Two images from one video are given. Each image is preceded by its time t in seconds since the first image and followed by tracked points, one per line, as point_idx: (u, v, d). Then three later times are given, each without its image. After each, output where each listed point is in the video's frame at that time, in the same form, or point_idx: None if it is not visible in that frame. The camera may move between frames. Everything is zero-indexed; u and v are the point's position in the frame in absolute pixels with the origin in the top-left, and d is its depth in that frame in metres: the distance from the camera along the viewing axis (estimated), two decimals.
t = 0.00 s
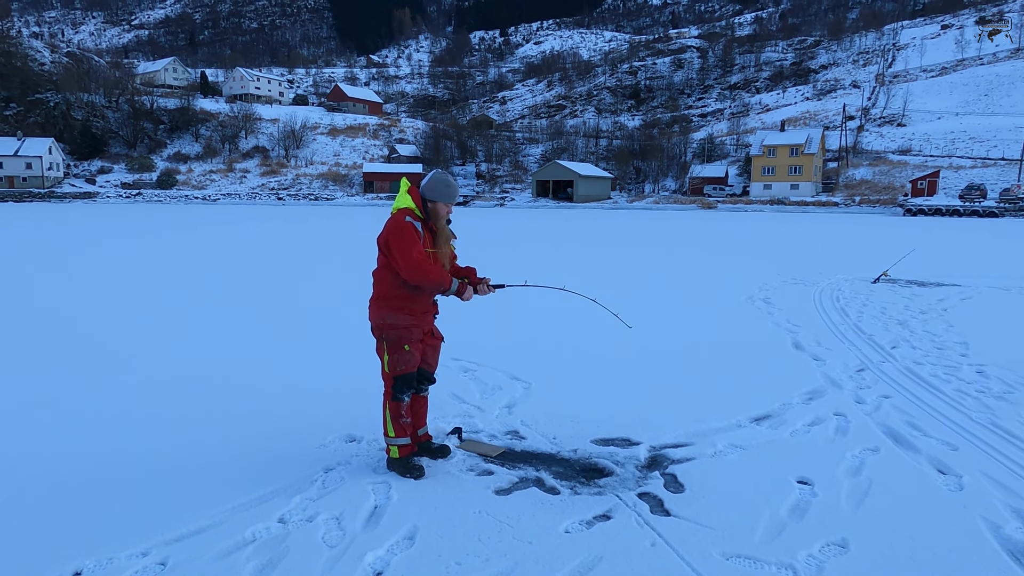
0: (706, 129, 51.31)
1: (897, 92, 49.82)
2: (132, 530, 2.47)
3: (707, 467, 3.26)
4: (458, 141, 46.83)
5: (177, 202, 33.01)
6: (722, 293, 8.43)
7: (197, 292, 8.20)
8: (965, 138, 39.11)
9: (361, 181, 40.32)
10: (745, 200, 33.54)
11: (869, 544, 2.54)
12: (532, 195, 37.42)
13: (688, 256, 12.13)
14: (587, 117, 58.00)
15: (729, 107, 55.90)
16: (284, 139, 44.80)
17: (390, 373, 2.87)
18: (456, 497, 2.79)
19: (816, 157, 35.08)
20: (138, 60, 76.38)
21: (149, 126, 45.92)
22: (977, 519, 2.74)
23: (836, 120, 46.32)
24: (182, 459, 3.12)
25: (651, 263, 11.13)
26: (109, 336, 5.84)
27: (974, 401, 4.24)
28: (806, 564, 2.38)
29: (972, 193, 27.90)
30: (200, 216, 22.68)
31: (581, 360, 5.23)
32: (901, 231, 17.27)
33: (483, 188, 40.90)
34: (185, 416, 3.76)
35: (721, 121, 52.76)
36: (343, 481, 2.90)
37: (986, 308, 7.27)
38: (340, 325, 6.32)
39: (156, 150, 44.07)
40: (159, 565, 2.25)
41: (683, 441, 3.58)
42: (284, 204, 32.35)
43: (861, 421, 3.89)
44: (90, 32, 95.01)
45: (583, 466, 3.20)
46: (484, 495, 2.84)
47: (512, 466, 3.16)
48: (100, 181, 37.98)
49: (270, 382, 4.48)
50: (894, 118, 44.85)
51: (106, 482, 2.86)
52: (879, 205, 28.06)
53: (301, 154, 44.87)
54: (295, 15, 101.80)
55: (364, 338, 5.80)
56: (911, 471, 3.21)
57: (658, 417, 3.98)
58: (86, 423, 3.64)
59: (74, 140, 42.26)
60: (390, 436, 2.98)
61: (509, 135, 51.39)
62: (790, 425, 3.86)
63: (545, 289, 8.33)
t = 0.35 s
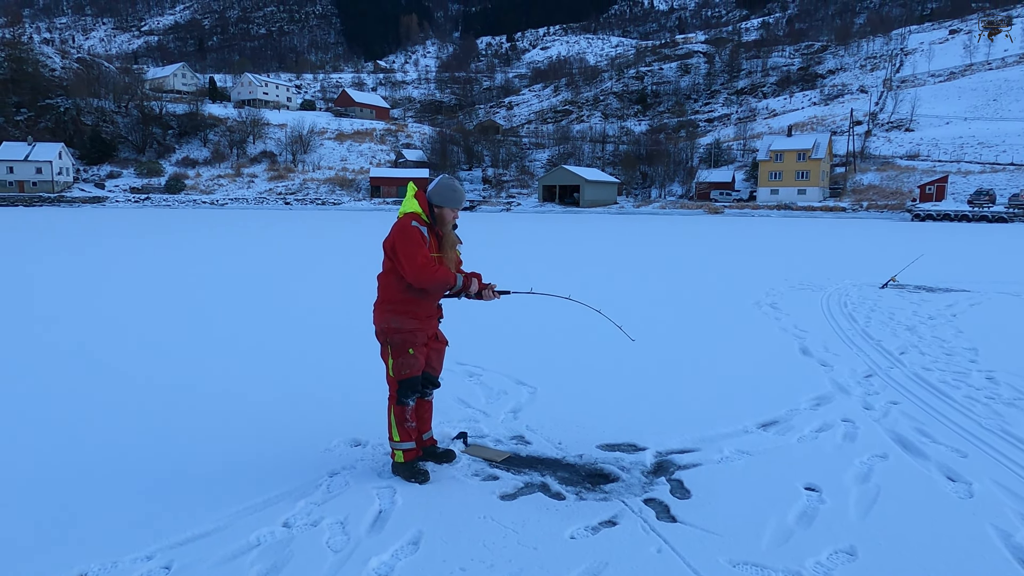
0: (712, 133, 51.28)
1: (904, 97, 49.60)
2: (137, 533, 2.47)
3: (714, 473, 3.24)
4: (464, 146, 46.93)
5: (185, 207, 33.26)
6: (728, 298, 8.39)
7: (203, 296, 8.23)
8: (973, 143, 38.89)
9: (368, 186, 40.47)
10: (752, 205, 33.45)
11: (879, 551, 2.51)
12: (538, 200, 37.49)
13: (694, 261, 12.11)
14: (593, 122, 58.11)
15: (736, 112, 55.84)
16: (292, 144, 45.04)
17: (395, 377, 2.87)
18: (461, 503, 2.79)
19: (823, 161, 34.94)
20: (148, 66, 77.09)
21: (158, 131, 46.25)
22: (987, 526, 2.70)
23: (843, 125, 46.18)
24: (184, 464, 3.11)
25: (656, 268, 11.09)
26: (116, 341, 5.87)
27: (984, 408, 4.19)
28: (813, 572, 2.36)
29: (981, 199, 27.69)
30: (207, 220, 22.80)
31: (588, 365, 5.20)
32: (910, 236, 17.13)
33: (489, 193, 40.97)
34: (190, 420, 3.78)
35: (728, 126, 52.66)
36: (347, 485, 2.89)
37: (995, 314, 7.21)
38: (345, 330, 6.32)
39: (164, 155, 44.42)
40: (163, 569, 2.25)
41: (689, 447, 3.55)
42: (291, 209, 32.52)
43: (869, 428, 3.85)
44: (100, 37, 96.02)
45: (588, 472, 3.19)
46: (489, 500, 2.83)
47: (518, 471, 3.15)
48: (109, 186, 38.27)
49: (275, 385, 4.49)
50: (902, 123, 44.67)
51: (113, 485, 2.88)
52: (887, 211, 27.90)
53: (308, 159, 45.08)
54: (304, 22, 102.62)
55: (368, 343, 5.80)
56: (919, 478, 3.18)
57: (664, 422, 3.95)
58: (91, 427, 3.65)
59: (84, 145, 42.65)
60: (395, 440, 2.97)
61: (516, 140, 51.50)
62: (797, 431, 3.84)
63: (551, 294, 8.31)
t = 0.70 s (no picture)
0: (719, 137, 51.21)
1: (912, 100, 49.42)
2: (139, 539, 2.46)
3: (721, 477, 3.22)
4: (470, 150, 47.00)
5: (193, 211, 33.45)
6: (735, 302, 8.35)
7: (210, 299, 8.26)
8: (981, 147, 38.69)
9: (374, 190, 40.56)
10: (759, 209, 33.33)
11: (887, 559, 2.48)
12: (544, 204, 37.57)
13: (700, 264, 12.08)
14: (599, 126, 58.16)
15: (742, 116, 55.76)
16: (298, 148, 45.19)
17: (401, 381, 2.87)
18: (467, 506, 2.78)
19: (830, 165, 34.86)
20: (156, 70, 77.64)
21: (166, 135, 46.58)
22: (999, 533, 2.67)
23: (850, 129, 46.03)
24: (190, 468, 3.11)
25: (662, 272, 11.07)
26: (122, 344, 5.89)
27: (992, 412, 4.16)
28: None
29: (989, 203, 27.44)
30: (214, 223, 22.88)
31: (594, 368, 5.20)
32: (917, 241, 17.05)
33: (495, 197, 41.00)
34: (196, 422, 3.79)
35: (734, 130, 52.57)
36: (353, 489, 2.88)
37: (1004, 318, 7.15)
38: (351, 334, 6.33)
39: (172, 159, 44.70)
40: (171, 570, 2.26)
41: (697, 452, 3.53)
42: (298, 213, 32.63)
43: (878, 433, 3.82)
44: (109, 43, 96.96)
45: (596, 476, 3.17)
46: (494, 504, 2.82)
47: (523, 476, 3.14)
48: (118, 190, 38.54)
49: (280, 389, 4.50)
50: (909, 127, 44.49)
51: (120, 488, 2.90)
52: (894, 215, 27.75)
53: (315, 163, 45.24)
54: (311, 26, 103.19)
55: (373, 346, 5.83)
56: (928, 483, 3.16)
57: (672, 427, 3.93)
58: (96, 429, 3.66)
59: (92, 149, 42.95)
60: (401, 444, 2.96)
61: (522, 143, 51.57)
62: (806, 436, 3.81)
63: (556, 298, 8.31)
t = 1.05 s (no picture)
0: (724, 139, 51.12)
1: (918, 102, 49.23)
2: (150, 539, 2.48)
3: (728, 480, 3.21)
4: (475, 152, 47.06)
5: (198, 213, 33.60)
6: (739, 304, 8.34)
7: (217, 302, 8.30)
8: (988, 149, 38.48)
9: (378, 192, 40.62)
10: (764, 211, 33.23)
11: (895, 562, 2.46)
12: (549, 206, 37.58)
13: (706, 267, 12.03)
14: (603, 128, 58.14)
15: (747, 118, 55.70)
16: (303, 150, 45.29)
17: (406, 383, 2.87)
18: (473, 510, 2.77)
19: (835, 168, 34.74)
20: (163, 73, 78.12)
21: (172, 138, 46.83)
22: (1007, 538, 2.65)
23: (855, 131, 45.86)
24: (198, 471, 3.12)
25: (667, 275, 11.03)
26: (131, 346, 5.93)
27: (1000, 416, 4.13)
28: None
29: (996, 205, 27.26)
30: (220, 226, 22.98)
31: (599, 371, 5.19)
32: (925, 243, 16.94)
33: (499, 199, 41.01)
34: (203, 424, 3.80)
35: (739, 132, 52.44)
36: (359, 492, 2.88)
37: (1013, 322, 7.08)
38: (358, 336, 6.35)
39: (178, 161, 44.93)
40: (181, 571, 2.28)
41: (703, 456, 3.52)
42: (302, 215, 32.68)
43: (885, 437, 3.79)
44: (116, 46, 97.64)
45: (602, 479, 3.16)
46: (500, 507, 2.82)
47: (529, 479, 3.13)
48: (124, 192, 38.75)
49: (286, 391, 4.51)
50: (915, 129, 44.31)
51: (130, 488, 2.92)
52: (900, 217, 27.61)
53: (320, 165, 45.36)
54: (316, 29, 103.69)
55: (379, 348, 5.85)
56: (934, 487, 3.14)
57: (678, 430, 3.92)
58: (105, 431, 3.68)
59: (99, 152, 43.22)
60: (406, 447, 2.95)
61: (526, 146, 51.61)
62: (813, 439, 3.79)
63: (561, 300, 8.32)
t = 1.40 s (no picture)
0: (728, 140, 51.07)
1: (922, 103, 49.09)
2: (154, 541, 2.49)
3: (734, 482, 3.20)
4: (479, 154, 47.15)
5: (203, 215, 33.71)
6: (743, 306, 8.31)
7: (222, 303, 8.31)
8: (993, 150, 38.33)
9: (382, 194, 40.70)
10: (768, 213, 33.18)
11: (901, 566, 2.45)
12: (553, 208, 37.61)
13: (711, 268, 11.98)
14: (607, 130, 58.15)
15: (750, 120, 55.65)
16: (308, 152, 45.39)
17: (411, 385, 2.86)
18: (479, 512, 2.77)
19: (840, 169, 34.62)
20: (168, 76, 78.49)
21: (177, 140, 47.03)
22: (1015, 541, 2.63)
23: (860, 132, 45.72)
24: (205, 472, 3.13)
25: (672, 276, 11.00)
26: (136, 348, 5.94)
27: (1008, 418, 4.10)
28: None
29: (1001, 207, 27.16)
30: (225, 228, 23.05)
31: (604, 372, 5.18)
32: (930, 245, 16.86)
33: (503, 201, 41.03)
34: (207, 426, 3.81)
35: (743, 133, 52.36)
36: (364, 493, 2.88)
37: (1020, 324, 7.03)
38: (362, 338, 6.36)
39: (182, 163, 45.13)
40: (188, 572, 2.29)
41: (708, 458, 3.50)
42: (307, 217, 32.76)
43: (892, 440, 3.76)
44: (121, 49, 98.09)
45: (607, 481, 3.15)
46: (505, 508, 2.82)
47: (535, 480, 3.12)
48: (129, 194, 38.92)
49: (292, 392, 4.51)
50: (919, 130, 44.18)
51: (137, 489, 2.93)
52: (905, 219, 27.52)
53: (324, 167, 45.46)
54: (320, 31, 103.97)
55: (383, 349, 5.85)
56: (942, 490, 3.12)
57: (683, 431, 3.91)
58: (112, 432, 3.70)
59: (104, 154, 43.44)
60: (412, 448, 2.96)
61: (530, 148, 51.68)
62: (819, 442, 3.77)
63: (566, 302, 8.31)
